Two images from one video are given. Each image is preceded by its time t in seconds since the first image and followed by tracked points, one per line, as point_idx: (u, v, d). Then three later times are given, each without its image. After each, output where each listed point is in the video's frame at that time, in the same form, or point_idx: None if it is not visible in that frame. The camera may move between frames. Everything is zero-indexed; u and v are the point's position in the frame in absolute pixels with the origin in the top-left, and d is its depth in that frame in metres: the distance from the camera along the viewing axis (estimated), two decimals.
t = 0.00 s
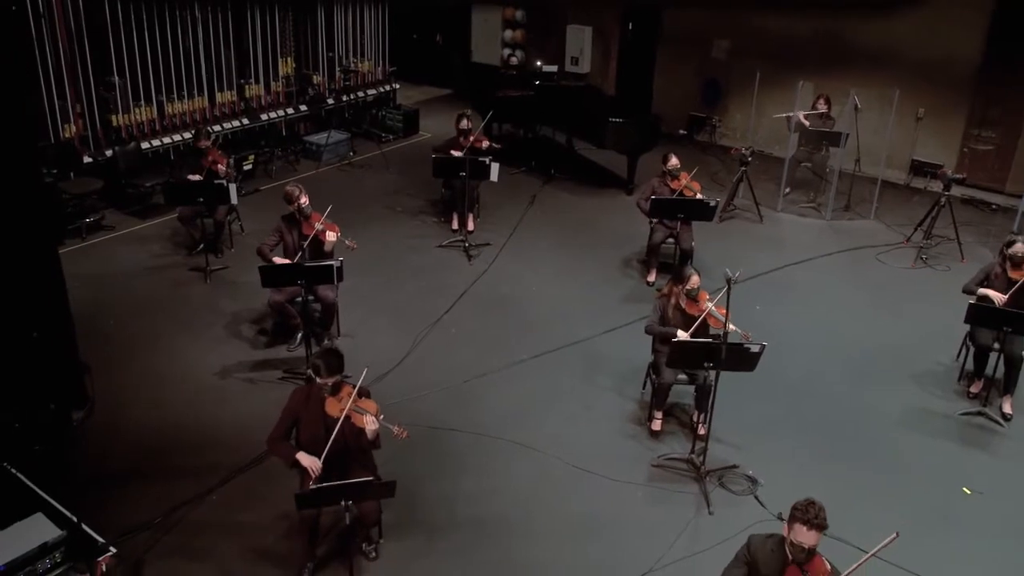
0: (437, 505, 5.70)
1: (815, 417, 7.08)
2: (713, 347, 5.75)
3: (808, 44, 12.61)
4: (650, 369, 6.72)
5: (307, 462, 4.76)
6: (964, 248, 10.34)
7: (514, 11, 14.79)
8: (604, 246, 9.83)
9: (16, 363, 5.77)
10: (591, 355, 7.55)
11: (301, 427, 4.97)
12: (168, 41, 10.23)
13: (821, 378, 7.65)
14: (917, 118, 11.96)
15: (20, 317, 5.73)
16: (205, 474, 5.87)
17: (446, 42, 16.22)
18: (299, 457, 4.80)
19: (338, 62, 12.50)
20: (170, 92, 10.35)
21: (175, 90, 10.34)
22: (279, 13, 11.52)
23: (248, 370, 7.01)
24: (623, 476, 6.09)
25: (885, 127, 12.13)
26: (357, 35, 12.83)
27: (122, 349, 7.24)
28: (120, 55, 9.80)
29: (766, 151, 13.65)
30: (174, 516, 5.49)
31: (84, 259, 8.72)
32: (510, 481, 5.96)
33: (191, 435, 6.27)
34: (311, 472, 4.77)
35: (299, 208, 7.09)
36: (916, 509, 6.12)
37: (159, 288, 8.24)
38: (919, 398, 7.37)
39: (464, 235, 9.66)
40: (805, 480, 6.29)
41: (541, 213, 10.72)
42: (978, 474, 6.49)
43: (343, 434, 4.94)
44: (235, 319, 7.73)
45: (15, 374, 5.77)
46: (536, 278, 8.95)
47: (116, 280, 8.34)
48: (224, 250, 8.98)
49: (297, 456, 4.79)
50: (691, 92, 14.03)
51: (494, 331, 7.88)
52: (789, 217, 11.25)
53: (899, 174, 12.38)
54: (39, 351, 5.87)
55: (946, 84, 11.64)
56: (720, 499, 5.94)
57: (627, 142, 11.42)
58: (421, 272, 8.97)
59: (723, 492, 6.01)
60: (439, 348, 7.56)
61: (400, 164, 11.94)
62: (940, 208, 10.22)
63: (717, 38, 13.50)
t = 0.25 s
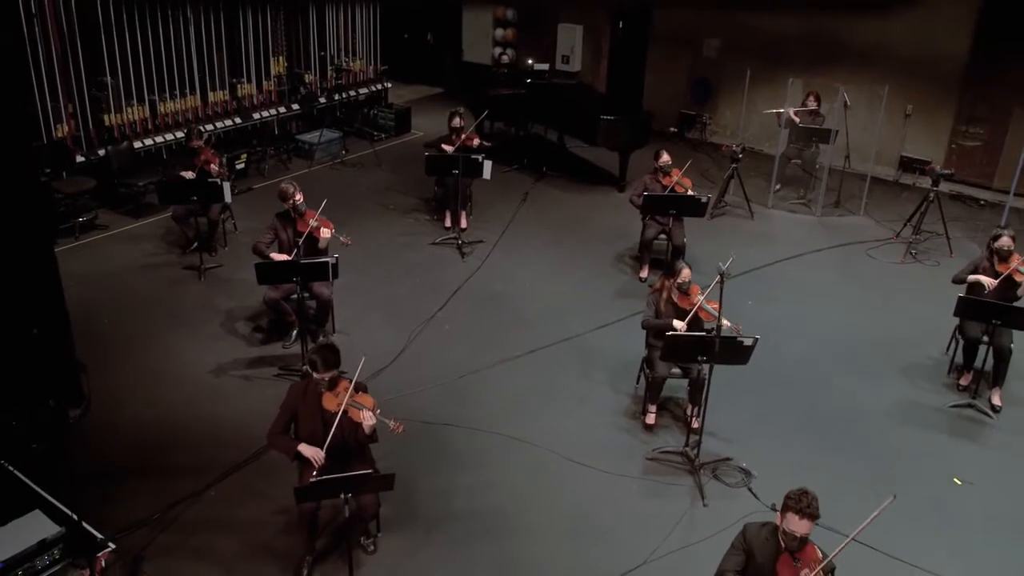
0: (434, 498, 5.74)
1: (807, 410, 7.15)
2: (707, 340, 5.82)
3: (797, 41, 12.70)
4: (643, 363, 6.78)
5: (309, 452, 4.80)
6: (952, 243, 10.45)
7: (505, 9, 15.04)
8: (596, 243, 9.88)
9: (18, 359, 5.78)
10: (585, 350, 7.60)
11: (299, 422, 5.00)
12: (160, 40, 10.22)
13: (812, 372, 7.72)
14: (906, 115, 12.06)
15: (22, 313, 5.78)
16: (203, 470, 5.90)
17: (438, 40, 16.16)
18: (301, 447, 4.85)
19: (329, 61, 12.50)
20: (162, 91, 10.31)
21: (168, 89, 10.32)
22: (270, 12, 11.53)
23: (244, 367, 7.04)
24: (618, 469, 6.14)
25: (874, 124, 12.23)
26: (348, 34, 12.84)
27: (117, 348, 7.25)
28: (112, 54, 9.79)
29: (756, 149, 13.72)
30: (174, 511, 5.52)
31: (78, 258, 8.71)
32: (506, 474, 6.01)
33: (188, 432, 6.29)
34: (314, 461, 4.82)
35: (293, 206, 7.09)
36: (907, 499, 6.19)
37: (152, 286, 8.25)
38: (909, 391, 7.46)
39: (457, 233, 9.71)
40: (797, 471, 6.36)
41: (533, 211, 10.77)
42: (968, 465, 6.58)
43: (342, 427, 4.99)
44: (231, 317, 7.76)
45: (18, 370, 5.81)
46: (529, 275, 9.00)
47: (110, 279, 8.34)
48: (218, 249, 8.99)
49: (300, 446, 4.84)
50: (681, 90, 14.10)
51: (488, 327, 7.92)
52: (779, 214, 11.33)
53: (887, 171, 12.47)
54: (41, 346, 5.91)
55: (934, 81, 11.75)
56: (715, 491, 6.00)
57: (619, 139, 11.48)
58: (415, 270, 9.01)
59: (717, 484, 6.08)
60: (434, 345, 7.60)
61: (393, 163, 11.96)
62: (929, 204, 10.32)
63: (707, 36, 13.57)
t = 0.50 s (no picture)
0: (430, 493, 5.77)
1: (799, 404, 7.21)
2: (701, 334, 5.87)
3: (787, 38, 12.78)
4: (637, 358, 6.83)
5: (305, 450, 4.80)
6: (941, 239, 10.54)
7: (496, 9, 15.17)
8: (588, 240, 9.93)
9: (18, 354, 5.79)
10: (578, 346, 7.65)
11: (297, 417, 5.02)
12: (152, 39, 10.20)
13: (804, 366, 7.79)
14: (895, 112, 12.15)
15: (21, 308, 5.78)
16: (200, 466, 5.91)
17: (429, 39, 16.17)
18: (297, 443, 4.87)
19: (321, 60, 12.51)
20: (154, 91, 10.29)
21: (160, 88, 10.30)
22: (262, 11, 11.53)
23: (240, 364, 7.05)
24: (613, 463, 6.19)
25: (864, 121, 12.32)
26: (340, 33, 12.85)
27: (112, 346, 7.25)
28: (104, 53, 9.78)
29: (747, 146, 13.80)
30: (171, 506, 5.53)
31: (71, 257, 8.71)
32: (501, 469, 6.05)
33: (185, 429, 6.30)
34: (309, 459, 4.82)
35: (287, 203, 7.10)
36: (899, 491, 6.26)
37: (146, 285, 8.26)
38: (899, 384, 7.53)
39: (450, 230, 9.75)
40: (790, 464, 6.42)
41: (525, 208, 10.81)
42: (958, 456, 6.65)
43: (339, 421, 5.04)
44: (226, 314, 7.78)
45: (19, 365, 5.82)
46: (523, 272, 9.04)
47: (104, 278, 8.34)
48: (211, 247, 9.00)
49: (295, 444, 4.85)
50: (672, 88, 14.16)
51: (482, 324, 7.96)
52: (770, 210, 11.40)
53: (877, 167, 12.60)
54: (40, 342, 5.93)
55: (922, 77, 11.84)
56: (709, 484, 6.05)
57: (611, 136, 11.54)
58: (408, 267, 9.04)
59: (711, 477, 6.13)
60: (428, 341, 7.63)
61: (385, 161, 11.99)
62: (918, 199, 10.41)
63: (697, 34, 13.63)
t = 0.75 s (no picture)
0: (425, 487, 5.81)
1: (790, 397, 7.28)
2: (694, 327, 5.93)
3: (775, 36, 12.87)
4: (630, 352, 6.88)
5: (299, 446, 4.83)
6: (929, 233, 10.64)
7: (486, 8, 15.10)
8: (580, 237, 9.98)
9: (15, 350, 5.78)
10: (571, 341, 7.70)
11: (293, 412, 5.04)
12: (143, 39, 10.19)
13: (795, 359, 7.87)
14: (882, 109, 12.25)
15: (19, 304, 5.78)
16: (196, 463, 5.93)
17: (419, 39, 16.05)
18: (292, 441, 4.89)
19: (311, 59, 12.52)
20: (145, 90, 10.28)
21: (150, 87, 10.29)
22: (252, 10, 11.52)
23: (234, 362, 7.07)
24: (607, 456, 6.24)
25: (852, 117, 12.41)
26: (330, 32, 12.86)
27: (106, 345, 7.25)
28: (95, 52, 9.75)
29: (737, 143, 13.86)
30: (168, 503, 5.55)
31: (63, 257, 8.69)
32: (495, 463, 6.09)
33: (180, 426, 6.31)
34: (304, 456, 4.85)
35: (279, 200, 7.12)
36: (889, 481, 6.34)
37: (139, 284, 8.25)
38: (889, 377, 7.61)
39: (442, 228, 9.78)
40: (782, 456, 6.49)
41: (517, 205, 10.85)
42: (947, 447, 6.74)
43: (336, 417, 5.05)
44: (220, 312, 7.79)
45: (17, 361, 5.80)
46: (515, 269, 9.08)
47: (97, 277, 8.33)
48: (204, 246, 9.00)
49: (290, 440, 4.87)
50: (662, 85, 14.22)
51: (475, 320, 8.00)
52: (760, 207, 11.47)
53: (864, 164, 12.64)
54: (37, 336, 5.92)
55: (909, 74, 11.94)
56: (702, 476, 6.11)
57: (602, 134, 11.59)
58: (401, 264, 9.06)
59: (704, 469, 6.19)
60: (422, 338, 7.66)
61: (376, 160, 12.00)
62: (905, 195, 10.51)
63: (686, 32, 13.68)
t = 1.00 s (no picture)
0: (421, 481, 5.85)
1: (783, 391, 7.35)
2: (687, 321, 5.99)
3: (764, 34, 12.95)
4: (624, 347, 6.94)
5: (295, 444, 4.87)
6: (918, 229, 10.73)
7: (476, 7, 15.10)
8: (572, 234, 10.03)
9: (13, 347, 5.78)
10: (564, 337, 7.75)
11: (290, 408, 5.07)
12: (135, 38, 10.18)
13: (786, 354, 7.93)
14: (871, 106, 12.34)
15: (18, 300, 5.80)
16: (193, 459, 5.95)
17: (408, 38, 16.07)
18: (287, 438, 4.93)
19: (303, 58, 12.52)
20: (137, 89, 10.28)
21: (142, 86, 10.28)
22: (243, 9, 11.52)
23: (229, 359, 7.09)
24: (602, 449, 6.29)
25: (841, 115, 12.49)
26: (321, 31, 12.86)
27: (100, 344, 7.25)
28: (87, 52, 9.73)
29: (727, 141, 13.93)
30: (166, 499, 5.57)
31: (56, 256, 8.68)
32: (491, 456, 6.14)
33: (176, 424, 6.33)
34: (299, 453, 4.89)
35: (271, 198, 7.15)
36: (880, 473, 6.42)
37: (133, 283, 8.26)
38: (880, 370, 7.69)
39: (435, 225, 9.81)
40: (775, 448, 6.55)
41: (509, 203, 10.89)
42: (938, 439, 6.81)
43: (332, 412, 5.08)
44: (214, 310, 7.80)
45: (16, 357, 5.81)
46: (508, 266, 9.13)
47: (91, 276, 8.33)
48: (197, 245, 9.00)
49: (286, 437, 4.90)
50: (652, 84, 14.28)
51: (469, 317, 8.04)
52: (751, 204, 11.54)
53: (854, 161, 12.70)
54: (37, 332, 5.94)
55: (898, 71, 12.04)
56: (696, 468, 6.17)
57: (593, 131, 11.64)
58: (394, 262, 9.09)
59: (698, 462, 6.25)
60: (416, 334, 7.70)
61: (368, 159, 12.02)
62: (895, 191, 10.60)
63: (676, 30, 13.74)
